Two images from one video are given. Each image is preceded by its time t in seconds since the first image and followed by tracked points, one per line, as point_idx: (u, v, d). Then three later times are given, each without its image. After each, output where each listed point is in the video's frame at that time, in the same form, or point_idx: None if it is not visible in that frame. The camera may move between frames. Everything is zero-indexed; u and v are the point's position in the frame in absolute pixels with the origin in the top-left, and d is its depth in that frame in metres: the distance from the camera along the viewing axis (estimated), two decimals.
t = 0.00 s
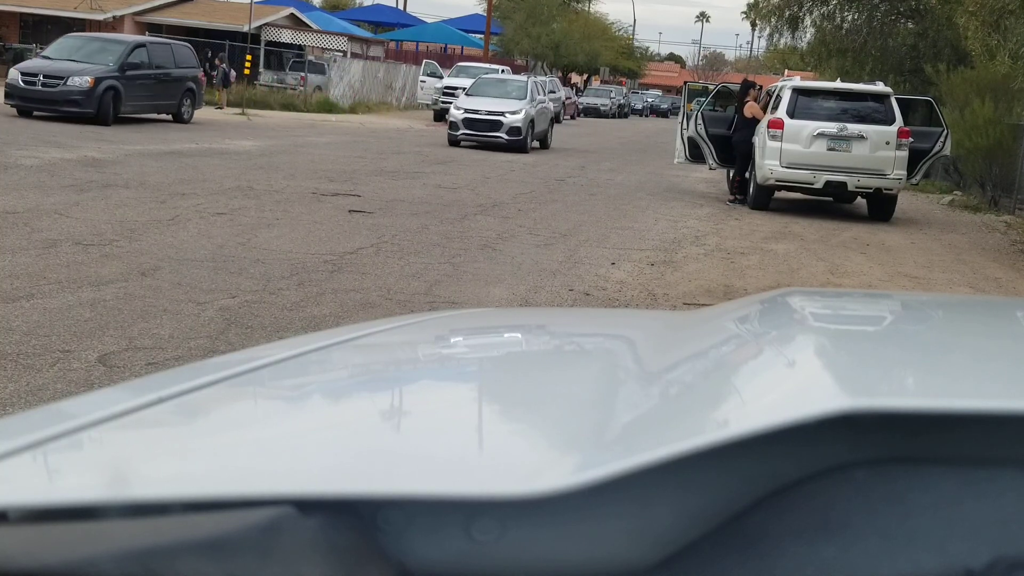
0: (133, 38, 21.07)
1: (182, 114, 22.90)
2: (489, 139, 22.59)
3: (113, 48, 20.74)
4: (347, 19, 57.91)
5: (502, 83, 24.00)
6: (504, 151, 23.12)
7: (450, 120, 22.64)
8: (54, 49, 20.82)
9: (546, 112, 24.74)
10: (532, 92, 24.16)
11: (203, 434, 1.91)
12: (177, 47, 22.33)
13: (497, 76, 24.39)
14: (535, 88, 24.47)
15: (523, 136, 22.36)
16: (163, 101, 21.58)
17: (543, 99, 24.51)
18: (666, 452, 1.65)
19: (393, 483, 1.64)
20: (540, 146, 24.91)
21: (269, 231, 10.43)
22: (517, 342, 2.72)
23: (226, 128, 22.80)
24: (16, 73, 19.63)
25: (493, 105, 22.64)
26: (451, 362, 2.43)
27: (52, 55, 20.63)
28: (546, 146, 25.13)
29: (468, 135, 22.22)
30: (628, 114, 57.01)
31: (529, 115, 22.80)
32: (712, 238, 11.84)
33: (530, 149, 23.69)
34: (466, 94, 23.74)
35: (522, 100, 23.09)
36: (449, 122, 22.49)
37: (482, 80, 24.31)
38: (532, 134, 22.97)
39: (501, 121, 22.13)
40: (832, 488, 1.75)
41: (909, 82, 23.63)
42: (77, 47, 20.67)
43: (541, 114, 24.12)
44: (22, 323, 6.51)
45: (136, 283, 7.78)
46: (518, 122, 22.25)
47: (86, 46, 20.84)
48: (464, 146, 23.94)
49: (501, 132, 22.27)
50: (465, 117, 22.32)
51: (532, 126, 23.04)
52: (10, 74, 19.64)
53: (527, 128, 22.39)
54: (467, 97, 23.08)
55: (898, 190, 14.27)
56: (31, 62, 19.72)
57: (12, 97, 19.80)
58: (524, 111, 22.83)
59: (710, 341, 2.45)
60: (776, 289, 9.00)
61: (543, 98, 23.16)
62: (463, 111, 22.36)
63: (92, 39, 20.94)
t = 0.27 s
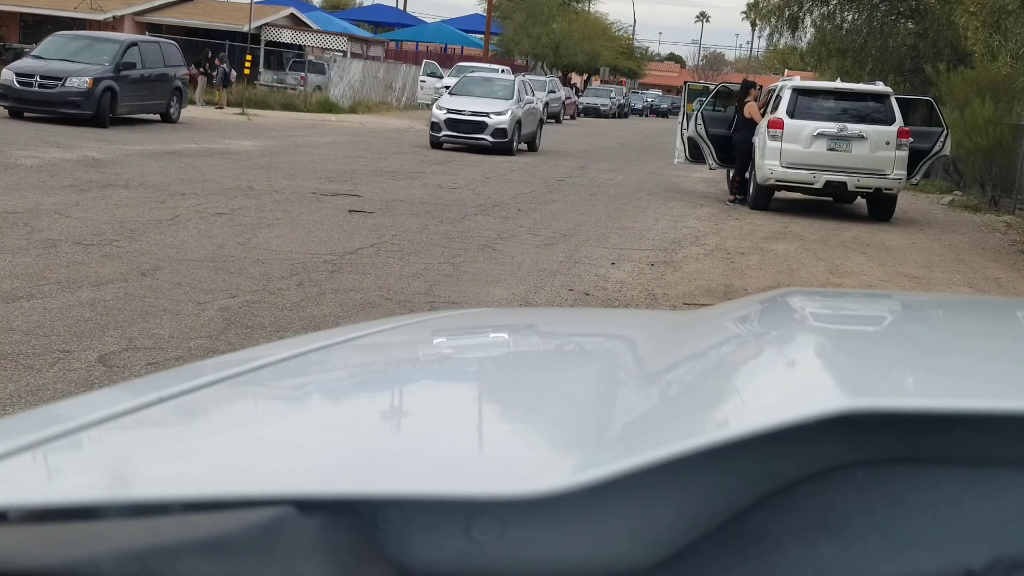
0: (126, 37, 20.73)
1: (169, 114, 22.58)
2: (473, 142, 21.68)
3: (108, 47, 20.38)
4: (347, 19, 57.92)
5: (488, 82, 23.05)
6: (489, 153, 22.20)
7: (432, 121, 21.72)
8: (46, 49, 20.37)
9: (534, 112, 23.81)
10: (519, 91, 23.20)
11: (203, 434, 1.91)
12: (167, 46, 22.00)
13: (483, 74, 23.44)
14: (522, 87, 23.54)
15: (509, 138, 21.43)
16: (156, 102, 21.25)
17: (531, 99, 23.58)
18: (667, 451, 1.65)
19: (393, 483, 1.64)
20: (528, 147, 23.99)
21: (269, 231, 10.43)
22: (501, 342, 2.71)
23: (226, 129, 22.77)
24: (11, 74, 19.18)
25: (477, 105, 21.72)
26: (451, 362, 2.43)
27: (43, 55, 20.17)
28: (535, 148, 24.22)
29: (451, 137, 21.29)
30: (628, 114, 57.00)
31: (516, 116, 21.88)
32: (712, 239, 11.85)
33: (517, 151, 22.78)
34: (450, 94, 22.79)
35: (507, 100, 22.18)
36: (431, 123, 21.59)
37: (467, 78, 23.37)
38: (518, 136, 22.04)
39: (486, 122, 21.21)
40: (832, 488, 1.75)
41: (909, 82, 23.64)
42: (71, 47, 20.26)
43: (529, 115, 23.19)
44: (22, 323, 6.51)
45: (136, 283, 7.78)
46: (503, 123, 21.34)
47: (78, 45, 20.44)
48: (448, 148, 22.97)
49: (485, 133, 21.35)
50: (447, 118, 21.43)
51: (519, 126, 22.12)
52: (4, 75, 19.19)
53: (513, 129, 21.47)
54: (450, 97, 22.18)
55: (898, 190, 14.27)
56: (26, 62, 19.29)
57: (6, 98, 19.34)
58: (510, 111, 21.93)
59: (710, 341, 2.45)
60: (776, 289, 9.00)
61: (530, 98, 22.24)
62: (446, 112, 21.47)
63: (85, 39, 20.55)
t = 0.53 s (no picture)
0: (122, 36, 20.44)
1: (160, 115, 22.20)
2: (456, 144, 20.72)
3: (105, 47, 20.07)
4: (347, 19, 57.91)
5: (471, 80, 22.02)
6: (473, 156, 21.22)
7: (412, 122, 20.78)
8: (40, 49, 19.94)
9: (521, 111, 22.83)
10: (504, 90, 22.22)
11: (202, 434, 1.91)
12: (157, 45, 21.70)
13: (467, 72, 22.43)
14: (508, 86, 22.54)
15: (492, 139, 20.44)
16: (152, 102, 20.98)
17: (517, 99, 22.60)
18: (667, 451, 1.65)
19: (393, 482, 1.64)
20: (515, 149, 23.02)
21: (269, 231, 10.43)
22: (483, 344, 2.70)
23: (225, 129, 22.75)
24: (11, 76, 18.78)
25: (460, 104, 20.73)
26: (450, 362, 2.43)
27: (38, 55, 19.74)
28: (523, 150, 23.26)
29: (431, 139, 20.28)
30: (628, 114, 56.97)
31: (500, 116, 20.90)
32: (712, 238, 11.85)
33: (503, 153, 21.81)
34: (431, 93, 21.79)
35: (492, 100, 21.20)
36: (411, 124, 20.64)
37: (450, 76, 22.37)
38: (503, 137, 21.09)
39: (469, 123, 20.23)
40: (832, 488, 1.75)
41: (909, 82, 23.63)
42: (67, 47, 19.90)
43: (516, 115, 22.22)
44: (22, 323, 6.51)
45: (136, 283, 7.78)
46: (487, 124, 20.37)
47: (73, 45, 20.07)
48: (430, 150, 21.94)
49: (468, 135, 20.37)
50: (428, 118, 20.51)
51: (504, 127, 21.13)
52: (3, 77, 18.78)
53: (497, 131, 20.51)
54: (431, 97, 21.22)
55: (898, 190, 14.27)
56: (25, 63, 18.90)
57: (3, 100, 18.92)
58: (494, 111, 20.97)
59: (710, 340, 2.45)
60: (776, 289, 9.01)
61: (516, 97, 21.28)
62: (426, 112, 20.54)
63: (80, 38, 20.19)
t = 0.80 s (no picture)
0: (119, 37, 20.31)
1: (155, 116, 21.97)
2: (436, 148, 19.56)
3: (104, 47, 19.91)
4: (347, 19, 57.93)
5: (453, 79, 20.83)
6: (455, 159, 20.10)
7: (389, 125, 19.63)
8: (37, 50, 19.67)
9: (506, 111, 21.69)
10: (488, 89, 21.07)
11: (201, 434, 1.91)
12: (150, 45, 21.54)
13: (449, 70, 21.28)
14: (492, 85, 21.37)
15: (474, 143, 19.31)
16: (149, 103, 20.82)
17: (503, 98, 21.46)
18: (667, 451, 1.65)
19: (394, 483, 1.64)
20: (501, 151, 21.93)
21: (269, 231, 10.43)
22: (474, 345, 2.69)
23: (225, 129, 22.76)
24: (13, 78, 18.51)
25: (440, 105, 19.58)
26: (451, 363, 2.43)
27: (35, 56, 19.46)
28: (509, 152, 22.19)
29: (410, 142, 19.11)
30: (628, 114, 56.98)
31: (484, 117, 19.80)
32: (712, 238, 11.85)
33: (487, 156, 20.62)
34: (411, 92, 20.62)
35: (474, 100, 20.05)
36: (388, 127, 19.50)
37: (431, 73, 21.20)
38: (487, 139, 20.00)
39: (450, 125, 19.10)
40: (832, 487, 1.75)
41: (909, 82, 23.68)
42: (66, 48, 19.67)
43: (501, 115, 21.10)
44: (22, 323, 6.51)
45: (136, 283, 7.78)
46: (469, 126, 19.26)
47: (68, 44, 19.89)
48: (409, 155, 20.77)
49: (448, 138, 19.22)
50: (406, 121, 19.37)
51: (488, 129, 20.00)
52: (5, 79, 18.50)
53: (479, 133, 19.40)
54: (410, 98, 20.07)
55: (898, 190, 14.27)
56: (27, 65, 18.65)
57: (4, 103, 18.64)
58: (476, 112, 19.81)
59: (710, 340, 2.45)
60: (776, 289, 9.00)
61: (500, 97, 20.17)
62: (404, 114, 19.40)
63: (77, 39, 19.98)
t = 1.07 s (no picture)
0: (118, 37, 20.24)
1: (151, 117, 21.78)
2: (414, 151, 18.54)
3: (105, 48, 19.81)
4: (347, 18, 57.92)
5: (433, 78, 19.73)
6: (434, 162, 19.05)
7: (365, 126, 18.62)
8: (37, 51, 19.46)
9: (490, 111, 20.62)
10: (471, 87, 19.98)
11: (202, 434, 1.91)
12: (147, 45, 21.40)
13: (429, 67, 20.18)
14: (475, 83, 20.33)
15: (455, 145, 18.27)
16: (148, 105, 20.69)
17: (486, 97, 20.42)
18: (670, 450, 1.65)
19: (394, 482, 1.64)
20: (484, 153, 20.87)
21: (269, 231, 10.43)
22: (473, 346, 2.69)
23: (225, 129, 22.76)
24: (17, 80, 18.32)
25: (419, 104, 18.55)
26: (450, 363, 2.43)
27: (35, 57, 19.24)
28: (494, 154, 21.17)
29: (385, 144, 18.11)
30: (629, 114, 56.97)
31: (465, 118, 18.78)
32: (712, 238, 11.85)
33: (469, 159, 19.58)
34: (389, 92, 19.55)
35: (455, 99, 19.01)
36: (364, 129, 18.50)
37: (410, 70, 20.11)
38: (468, 141, 18.97)
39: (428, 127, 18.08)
40: (832, 487, 1.75)
41: (909, 82, 23.74)
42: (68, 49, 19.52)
43: (484, 116, 20.06)
44: (22, 323, 6.51)
45: (136, 283, 7.78)
46: (451, 128, 18.21)
47: (67, 44, 19.72)
48: (386, 158, 19.71)
49: (427, 140, 18.20)
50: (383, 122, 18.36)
51: (470, 130, 18.97)
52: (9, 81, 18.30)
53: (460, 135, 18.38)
54: (388, 97, 19.04)
55: (898, 190, 14.27)
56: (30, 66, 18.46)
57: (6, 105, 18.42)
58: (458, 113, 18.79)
59: (710, 341, 2.45)
60: (776, 289, 9.00)
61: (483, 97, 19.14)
62: (381, 114, 18.38)
63: (77, 39, 19.83)
